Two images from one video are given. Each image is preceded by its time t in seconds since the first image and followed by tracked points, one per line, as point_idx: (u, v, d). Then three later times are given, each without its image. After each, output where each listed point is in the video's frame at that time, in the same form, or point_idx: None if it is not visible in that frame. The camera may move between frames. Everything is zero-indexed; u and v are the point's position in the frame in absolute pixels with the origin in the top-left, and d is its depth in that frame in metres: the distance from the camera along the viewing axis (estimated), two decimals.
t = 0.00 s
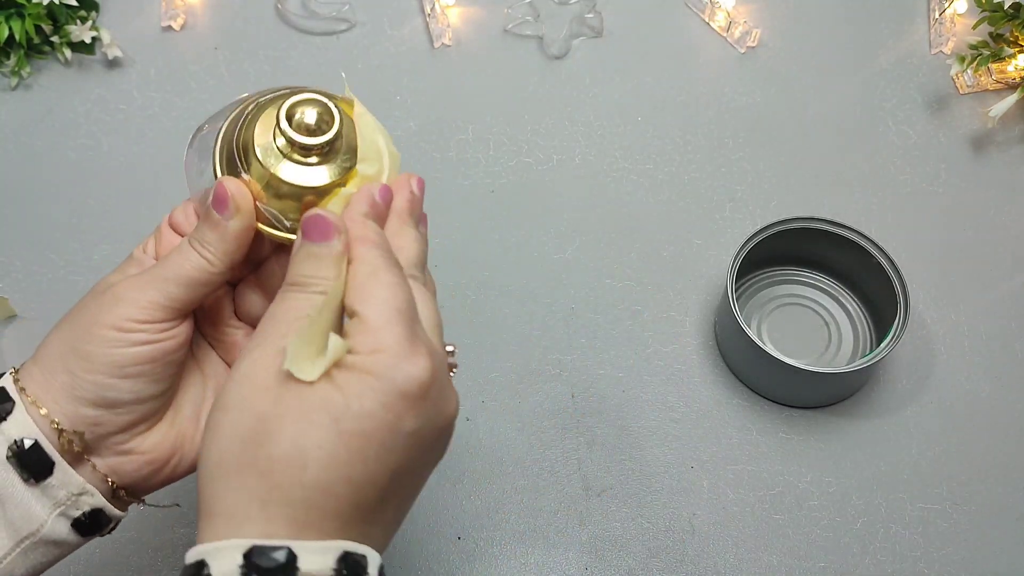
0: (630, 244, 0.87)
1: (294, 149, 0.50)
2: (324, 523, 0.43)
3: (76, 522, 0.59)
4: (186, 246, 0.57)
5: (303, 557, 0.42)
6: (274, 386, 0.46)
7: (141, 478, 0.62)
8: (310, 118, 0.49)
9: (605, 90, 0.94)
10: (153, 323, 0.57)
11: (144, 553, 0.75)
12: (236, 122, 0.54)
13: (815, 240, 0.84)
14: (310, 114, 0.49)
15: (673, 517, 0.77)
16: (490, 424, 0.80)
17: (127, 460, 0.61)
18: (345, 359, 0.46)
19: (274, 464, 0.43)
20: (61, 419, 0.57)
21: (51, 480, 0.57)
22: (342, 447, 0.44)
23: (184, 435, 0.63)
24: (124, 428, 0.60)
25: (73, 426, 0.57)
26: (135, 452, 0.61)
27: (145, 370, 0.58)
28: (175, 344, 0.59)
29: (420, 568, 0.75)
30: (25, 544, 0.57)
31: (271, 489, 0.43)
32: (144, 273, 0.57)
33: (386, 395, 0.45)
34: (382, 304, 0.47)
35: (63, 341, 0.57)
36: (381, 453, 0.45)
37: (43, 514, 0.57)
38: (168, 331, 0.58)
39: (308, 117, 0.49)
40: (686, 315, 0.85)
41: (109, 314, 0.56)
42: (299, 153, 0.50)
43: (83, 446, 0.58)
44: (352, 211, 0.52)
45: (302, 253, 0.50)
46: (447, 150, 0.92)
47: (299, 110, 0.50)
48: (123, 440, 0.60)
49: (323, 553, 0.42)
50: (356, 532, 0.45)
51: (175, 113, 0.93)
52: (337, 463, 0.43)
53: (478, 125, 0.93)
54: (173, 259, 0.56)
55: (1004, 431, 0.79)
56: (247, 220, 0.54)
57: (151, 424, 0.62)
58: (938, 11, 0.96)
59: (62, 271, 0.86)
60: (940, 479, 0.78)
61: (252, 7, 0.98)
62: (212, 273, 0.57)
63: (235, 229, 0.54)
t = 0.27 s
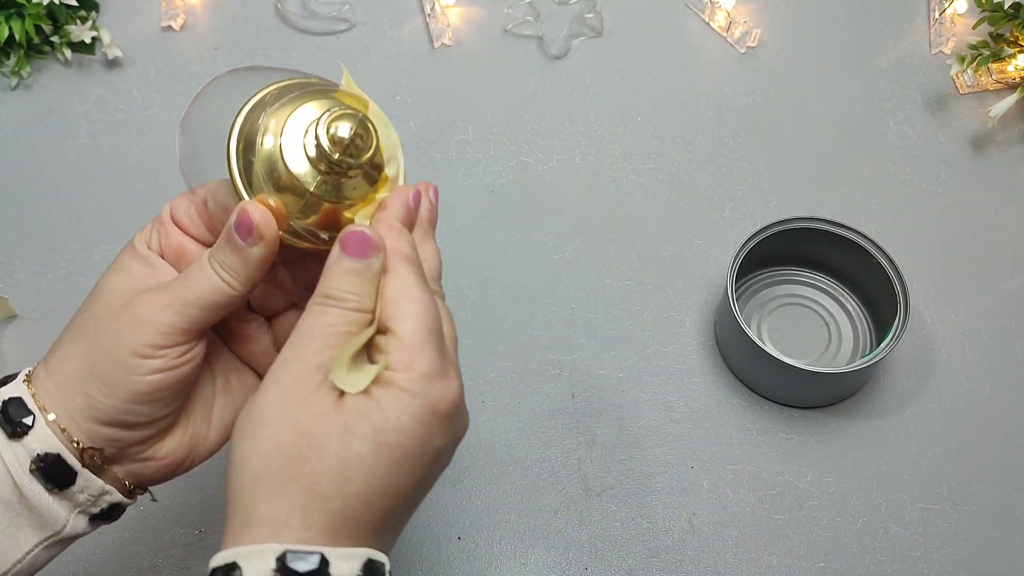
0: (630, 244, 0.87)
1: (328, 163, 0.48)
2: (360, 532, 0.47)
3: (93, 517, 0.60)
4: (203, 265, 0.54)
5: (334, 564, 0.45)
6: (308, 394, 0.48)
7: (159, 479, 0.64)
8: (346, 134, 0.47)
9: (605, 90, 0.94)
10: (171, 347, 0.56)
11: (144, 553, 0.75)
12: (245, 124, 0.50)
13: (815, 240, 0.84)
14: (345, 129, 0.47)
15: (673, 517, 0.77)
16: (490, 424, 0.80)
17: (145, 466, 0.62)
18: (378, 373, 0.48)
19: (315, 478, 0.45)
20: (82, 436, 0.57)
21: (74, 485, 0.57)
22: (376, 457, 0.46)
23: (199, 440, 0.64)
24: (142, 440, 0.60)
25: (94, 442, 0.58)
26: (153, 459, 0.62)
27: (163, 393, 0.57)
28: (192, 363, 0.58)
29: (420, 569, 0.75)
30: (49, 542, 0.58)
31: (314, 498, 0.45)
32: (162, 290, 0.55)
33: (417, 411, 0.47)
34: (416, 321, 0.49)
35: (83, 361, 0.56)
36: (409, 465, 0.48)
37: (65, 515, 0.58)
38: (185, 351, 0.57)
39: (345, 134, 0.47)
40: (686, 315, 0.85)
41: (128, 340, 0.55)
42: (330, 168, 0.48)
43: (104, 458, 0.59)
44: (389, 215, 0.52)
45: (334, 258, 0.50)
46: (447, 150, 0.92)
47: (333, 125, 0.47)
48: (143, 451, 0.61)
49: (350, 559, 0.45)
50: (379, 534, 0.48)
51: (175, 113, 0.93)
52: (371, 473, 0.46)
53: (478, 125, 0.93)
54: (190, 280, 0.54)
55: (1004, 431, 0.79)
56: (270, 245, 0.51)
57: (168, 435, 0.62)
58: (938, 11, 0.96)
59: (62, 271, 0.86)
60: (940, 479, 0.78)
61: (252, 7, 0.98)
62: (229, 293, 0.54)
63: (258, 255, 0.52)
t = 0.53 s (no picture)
0: (629, 244, 0.87)
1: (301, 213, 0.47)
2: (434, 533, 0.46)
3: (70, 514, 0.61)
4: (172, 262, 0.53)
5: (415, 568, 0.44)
6: (370, 399, 0.47)
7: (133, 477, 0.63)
8: (318, 181, 0.46)
9: (605, 90, 0.94)
10: (139, 346, 0.55)
11: (144, 553, 0.75)
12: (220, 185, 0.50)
13: (815, 240, 0.84)
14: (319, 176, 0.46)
15: (673, 517, 0.77)
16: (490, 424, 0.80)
17: (118, 464, 0.62)
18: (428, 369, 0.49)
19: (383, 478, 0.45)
20: (56, 441, 0.58)
21: (48, 484, 0.58)
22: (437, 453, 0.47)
23: (174, 437, 0.64)
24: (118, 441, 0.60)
25: (63, 442, 0.58)
26: (127, 459, 0.62)
27: (133, 395, 0.57)
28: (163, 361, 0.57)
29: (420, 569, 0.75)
30: (24, 540, 0.58)
31: (396, 498, 0.45)
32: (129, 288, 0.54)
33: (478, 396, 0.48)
34: (457, 312, 0.50)
35: (54, 363, 0.56)
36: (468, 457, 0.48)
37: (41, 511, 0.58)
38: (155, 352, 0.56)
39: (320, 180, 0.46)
40: (686, 315, 0.85)
41: (95, 337, 0.54)
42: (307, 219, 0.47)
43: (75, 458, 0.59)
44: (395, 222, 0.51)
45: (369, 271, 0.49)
46: (447, 150, 0.92)
47: (303, 174, 0.46)
48: (114, 450, 0.61)
49: (429, 562, 0.44)
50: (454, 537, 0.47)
51: (175, 113, 0.93)
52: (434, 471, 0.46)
53: (478, 125, 0.93)
54: (161, 279, 0.53)
55: (1004, 431, 0.79)
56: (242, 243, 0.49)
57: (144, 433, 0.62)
58: (937, 11, 0.96)
59: (62, 271, 0.86)
60: (940, 479, 0.78)
61: (252, 7, 0.98)
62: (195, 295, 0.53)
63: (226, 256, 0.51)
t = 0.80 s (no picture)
0: (629, 244, 0.87)
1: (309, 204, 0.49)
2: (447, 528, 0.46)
3: (58, 524, 0.59)
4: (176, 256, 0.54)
5: (426, 559, 0.44)
6: (393, 393, 0.48)
7: (122, 484, 0.62)
8: (320, 174, 0.48)
9: (605, 91, 0.94)
10: (137, 328, 0.55)
11: (144, 552, 0.75)
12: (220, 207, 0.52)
13: (815, 240, 0.84)
14: (322, 170, 0.48)
15: (673, 517, 0.77)
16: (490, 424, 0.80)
17: (105, 465, 0.60)
18: (461, 364, 0.49)
19: (408, 468, 0.46)
20: (45, 426, 0.57)
21: (34, 482, 0.57)
22: (465, 449, 0.47)
23: (163, 443, 0.63)
24: (105, 435, 0.59)
25: (52, 430, 0.58)
26: (115, 459, 0.61)
27: (125, 378, 0.57)
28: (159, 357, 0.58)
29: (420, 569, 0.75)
30: (9, 544, 0.57)
31: (411, 483, 0.46)
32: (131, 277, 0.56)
33: (510, 400, 0.48)
34: (492, 314, 0.50)
35: (52, 345, 0.57)
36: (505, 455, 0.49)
37: (26, 516, 0.57)
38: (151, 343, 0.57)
39: (324, 174, 0.48)
40: (686, 315, 0.85)
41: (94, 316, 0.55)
42: (313, 209, 0.49)
43: (64, 449, 0.58)
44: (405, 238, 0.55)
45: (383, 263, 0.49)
46: (447, 150, 0.92)
47: (305, 166, 0.48)
48: (103, 446, 0.60)
49: (440, 556, 0.45)
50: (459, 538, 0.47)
51: (175, 113, 0.93)
52: (461, 467, 0.47)
53: (478, 125, 0.93)
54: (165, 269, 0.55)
55: (1004, 431, 0.79)
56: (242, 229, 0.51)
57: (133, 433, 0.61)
58: (938, 11, 0.96)
59: (62, 271, 0.86)
60: (939, 479, 0.78)
61: (252, 7, 0.98)
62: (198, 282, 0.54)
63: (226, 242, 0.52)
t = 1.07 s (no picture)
0: (629, 244, 0.87)
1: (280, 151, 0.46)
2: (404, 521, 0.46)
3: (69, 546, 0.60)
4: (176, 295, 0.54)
5: (373, 555, 0.44)
6: (341, 372, 0.47)
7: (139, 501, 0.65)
8: (296, 121, 0.45)
9: (605, 90, 0.94)
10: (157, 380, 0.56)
11: (144, 553, 0.75)
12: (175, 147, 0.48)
13: (815, 240, 0.84)
14: (297, 117, 0.45)
15: (673, 517, 0.77)
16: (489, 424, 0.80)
17: (126, 495, 0.63)
18: (417, 345, 0.49)
19: (358, 454, 0.45)
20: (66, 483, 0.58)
21: (50, 520, 0.57)
22: (419, 438, 0.46)
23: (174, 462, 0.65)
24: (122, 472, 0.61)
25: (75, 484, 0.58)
26: (133, 489, 0.63)
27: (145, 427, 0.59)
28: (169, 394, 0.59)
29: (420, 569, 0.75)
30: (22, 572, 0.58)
31: (356, 470, 0.45)
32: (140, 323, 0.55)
33: (469, 387, 0.48)
34: (445, 295, 0.50)
35: (61, 410, 0.56)
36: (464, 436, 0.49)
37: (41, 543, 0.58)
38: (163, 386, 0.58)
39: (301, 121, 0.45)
40: (686, 315, 0.85)
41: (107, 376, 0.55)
42: (281, 157, 0.46)
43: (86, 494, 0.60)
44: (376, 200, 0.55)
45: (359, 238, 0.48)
46: (447, 150, 0.92)
47: (279, 112, 0.45)
48: (124, 480, 0.62)
49: (389, 550, 0.44)
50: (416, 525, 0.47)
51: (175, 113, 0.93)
52: (416, 455, 0.46)
53: (478, 125, 0.93)
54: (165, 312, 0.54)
55: (1005, 431, 0.79)
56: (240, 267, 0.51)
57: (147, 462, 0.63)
58: (938, 11, 0.96)
59: (61, 271, 0.86)
60: (940, 480, 0.78)
61: (252, 7, 0.98)
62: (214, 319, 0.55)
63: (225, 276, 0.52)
